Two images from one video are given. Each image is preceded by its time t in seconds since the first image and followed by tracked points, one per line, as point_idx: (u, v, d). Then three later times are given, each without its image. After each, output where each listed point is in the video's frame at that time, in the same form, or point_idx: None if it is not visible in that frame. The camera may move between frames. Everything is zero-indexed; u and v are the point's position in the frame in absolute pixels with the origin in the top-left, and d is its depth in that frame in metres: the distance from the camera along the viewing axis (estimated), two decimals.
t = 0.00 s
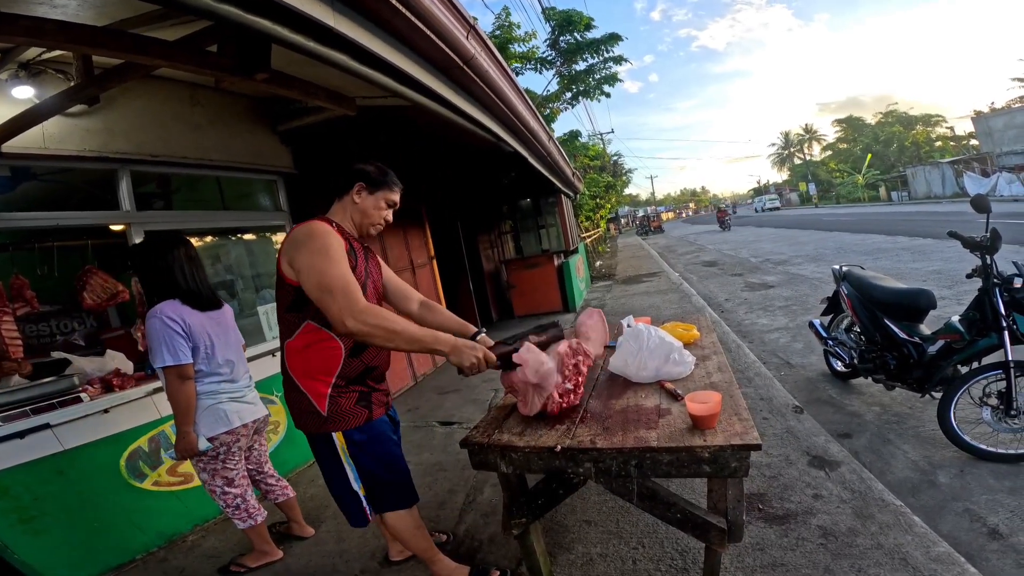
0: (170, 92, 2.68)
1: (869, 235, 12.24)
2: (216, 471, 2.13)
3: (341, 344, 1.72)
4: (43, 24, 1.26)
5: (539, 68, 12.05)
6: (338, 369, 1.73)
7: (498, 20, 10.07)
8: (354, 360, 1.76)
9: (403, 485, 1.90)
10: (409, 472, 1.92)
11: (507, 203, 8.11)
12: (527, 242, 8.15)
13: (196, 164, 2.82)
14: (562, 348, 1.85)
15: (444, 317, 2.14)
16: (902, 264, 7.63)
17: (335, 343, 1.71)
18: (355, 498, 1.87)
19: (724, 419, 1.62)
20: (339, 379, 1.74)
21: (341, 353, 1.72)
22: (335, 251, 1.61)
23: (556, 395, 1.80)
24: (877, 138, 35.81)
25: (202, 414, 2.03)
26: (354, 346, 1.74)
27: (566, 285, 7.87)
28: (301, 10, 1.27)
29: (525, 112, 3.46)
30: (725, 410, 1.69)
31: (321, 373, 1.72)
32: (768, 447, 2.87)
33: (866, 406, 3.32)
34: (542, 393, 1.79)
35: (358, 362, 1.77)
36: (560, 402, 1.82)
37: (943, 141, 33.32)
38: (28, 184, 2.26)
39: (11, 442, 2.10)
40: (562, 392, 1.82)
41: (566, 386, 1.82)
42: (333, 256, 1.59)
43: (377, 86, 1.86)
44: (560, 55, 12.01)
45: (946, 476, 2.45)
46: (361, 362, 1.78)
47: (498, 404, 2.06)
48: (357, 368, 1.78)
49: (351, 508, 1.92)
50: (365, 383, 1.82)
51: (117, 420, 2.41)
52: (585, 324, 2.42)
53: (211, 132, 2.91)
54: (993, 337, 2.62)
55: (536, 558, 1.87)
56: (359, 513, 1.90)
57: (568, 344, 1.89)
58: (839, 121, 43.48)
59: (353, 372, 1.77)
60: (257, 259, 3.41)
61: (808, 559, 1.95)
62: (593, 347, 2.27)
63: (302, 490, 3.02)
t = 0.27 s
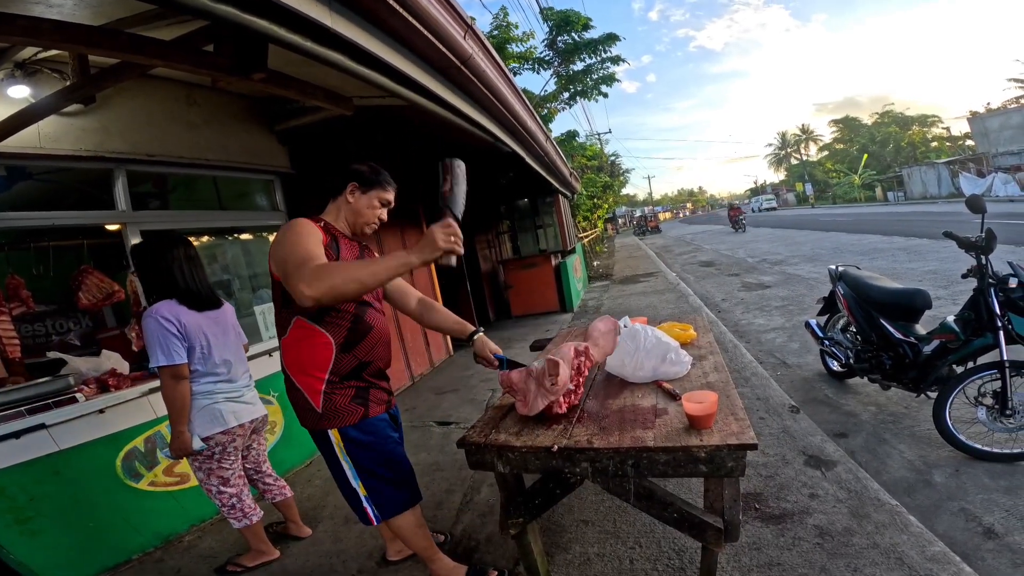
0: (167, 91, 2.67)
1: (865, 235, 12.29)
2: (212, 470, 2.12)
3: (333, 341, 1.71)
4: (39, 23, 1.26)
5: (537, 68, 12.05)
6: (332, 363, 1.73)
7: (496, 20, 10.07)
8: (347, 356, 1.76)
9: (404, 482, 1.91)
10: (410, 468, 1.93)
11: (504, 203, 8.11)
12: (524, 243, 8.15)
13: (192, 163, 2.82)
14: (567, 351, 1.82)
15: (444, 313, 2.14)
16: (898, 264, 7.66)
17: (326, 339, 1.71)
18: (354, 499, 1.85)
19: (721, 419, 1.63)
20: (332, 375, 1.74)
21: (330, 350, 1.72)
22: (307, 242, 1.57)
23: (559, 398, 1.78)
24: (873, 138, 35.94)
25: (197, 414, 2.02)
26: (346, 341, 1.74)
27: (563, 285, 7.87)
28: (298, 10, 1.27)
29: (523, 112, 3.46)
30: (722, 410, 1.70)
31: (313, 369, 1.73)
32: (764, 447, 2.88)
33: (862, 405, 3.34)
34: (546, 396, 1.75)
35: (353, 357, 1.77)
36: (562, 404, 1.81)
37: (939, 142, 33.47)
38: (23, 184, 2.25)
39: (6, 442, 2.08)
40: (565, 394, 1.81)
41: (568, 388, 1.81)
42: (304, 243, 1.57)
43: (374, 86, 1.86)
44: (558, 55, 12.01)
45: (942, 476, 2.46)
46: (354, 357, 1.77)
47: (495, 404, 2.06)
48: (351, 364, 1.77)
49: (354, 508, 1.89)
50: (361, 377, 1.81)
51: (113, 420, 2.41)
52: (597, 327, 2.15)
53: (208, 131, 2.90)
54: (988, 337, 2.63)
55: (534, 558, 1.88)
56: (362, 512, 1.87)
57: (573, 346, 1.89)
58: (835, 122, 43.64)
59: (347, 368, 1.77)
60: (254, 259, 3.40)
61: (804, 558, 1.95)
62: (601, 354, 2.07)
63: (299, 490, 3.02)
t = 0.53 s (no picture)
0: (166, 90, 2.67)
1: (863, 235, 12.32)
2: (208, 469, 2.12)
3: (334, 336, 1.72)
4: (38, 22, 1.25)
5: (537, 68, 12.05)
6: (332, 361, 1.74)
7: (496, 20, 10.07)
8: (348, 355, 1.76)
9: (395, 483, 1.90)
10: (404, 468, 1.93)
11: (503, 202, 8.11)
12: (523, 242, 8.15)
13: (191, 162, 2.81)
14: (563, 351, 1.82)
15: (444, 313, 2.15)
16: (896, 264, 7.68)
17: (328, 335, 1.71)
18: (348, 498, 1.85)
19: (719, 419, 1.63)
20: (331, 374, 1.75)
21: (333, 348, 1.73)
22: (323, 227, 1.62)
23: (555, 397, 1.78)
24: (872, 139, 35.99)
25: (191, 414, 2.03)
26: (349, 340, 1.75)
27: (562, 285, 7.88)
28: (298, 9, 1.27)
29: (522, 112, 3.46)
30: (720, 409, 1.70)
31: (313, 367, 1.73)
32: (762, 447, 2.88)
33: (860, 405, 3.34)
34: (542, 396, 1.76)
35: (352, 357, 1.77)
36: (559, 404, 1.81)
37: (938, 143, 33.54)
38: (21, 183, 2.25)
39: (4, 441, 2.08)
40: (561, 393, 1.81)
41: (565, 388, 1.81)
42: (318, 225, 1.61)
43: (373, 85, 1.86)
44: (558, 54, 12.01)
45: (939, 476, 2.47)
46: (353, 356, 1.77)
47: (493, 403, 2.06)
48: (350, 363, 1.77)
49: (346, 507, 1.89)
50: (359, 378, 1.82)
51: (111, 419, 2.41)
52: (597, 329, 2.09)
53: (207, 130, 2.89)
54: (986, 337, 2.64)
55: (532, 557, 1.88)
56: (353, 511, 1.88)
57: (570, 345, 1.88)
58: (834, 122, 43.69)
59: (346, 368, 1.77)
60: (252, 258, 3.40)
61: (802, 558, 1.96)
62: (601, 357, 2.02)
63: (298, 489, 3.02)
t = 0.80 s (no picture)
0: (166, 87, 2.67)
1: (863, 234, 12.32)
2: (204, 468, 2.14)
3: (336, 338, 1.72)
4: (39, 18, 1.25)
5: (537, 65, 12.02)
6: (331, 360, 1.74)
7: (497, 17, 10.05)
8: (347, 352, 1.77)
9: (395, 472, 1.89)
10: (404, 462, 1.92)
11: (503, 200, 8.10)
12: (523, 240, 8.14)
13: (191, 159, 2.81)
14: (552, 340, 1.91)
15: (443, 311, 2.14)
16: (896, 263, 7.68)
17: (328, 333, 1.71)
18: (347, 491, 1.90)
19: (718, 416, 1.64)
20: (330, 371, 1.75)
21: (333, 345, 1.73)
22: (338, 249, 1.61)
23: (545, 386, 1.81)
24: (873, 138, 35.96)
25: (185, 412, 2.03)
26: (348, 339, 1.75)
27: (562, 283, 7.88)
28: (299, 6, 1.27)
29: (523, 110, 3.46)
30: (719, 407, 1.71)
31: (313, 364, 1.74)
32: (761, 445, 2.89)
33: (859, 404, 3.35)
34: (532, 383, 1.81)
35: (351, 355, 1.78)
36: (552, 395, 1.83)
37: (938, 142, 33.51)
38: (22, 180, 2.25)
39: (4, 437, 2.08)
40: (553, 384, 1.83)
41: (556, 378, 1.83)
42: (335, 250, 1.60)
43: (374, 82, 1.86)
44: (558, 52, 11.98)
45: (937, 475, 2.48)
46: (352, 353, 1.78)
47: (493, 400, 2.06)
48: (350, 361, 1.78)
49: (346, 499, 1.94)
50: (358, 374, 1.82)
51: (111, 416, 2.41)
52: (590, 324, 2.26)
53: (207, 127, 2.89)
54: (985, 336, 2.65)
55: (531, 554, 1.88)
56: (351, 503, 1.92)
57: (562, 337, 1.95)
58: (835, 121, 43.64)
59: (347, 364, 1.78)
60: (252, 255, 3.40)
61: (799, 556, 1.96)
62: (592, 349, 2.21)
63: (297, 486, 3.03)
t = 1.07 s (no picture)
0: (166, 87, 2.67)
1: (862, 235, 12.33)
2: (199, 470, 2.13)
3: (327, 333, 1.72)
4: (38, 19, 1.25)
5: (537, 66, 12.03)
6: (326, 358, 1.74)
7: (496, 17, 10.05)
8: (343, 350, 1.77)
9: (397, 469, 1.89)
10: (406, 462, 1.92)
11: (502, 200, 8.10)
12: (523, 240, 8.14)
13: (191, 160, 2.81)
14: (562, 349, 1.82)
15: (441, 310, 2.13)
16: (895, 263, 7.69)
17: (321, 331, 1.72)
18: (347, 492, 1.86)
19: (717, 417, 1.64)
20: (326, 368, 1.75)
21: (325, 342, 1.73)
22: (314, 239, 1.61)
23: (553, 394, 1.79)
24: (872, 138, 36.00)
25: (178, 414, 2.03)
26: (340, 337, 1.74)
27: (561, 283, 7.88)
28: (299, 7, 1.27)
29: (522, 110, 3.46)
30: (719, 407, 1.71)
31: (309, 362, 1.74)
32: (760, 445, 2.89)
33: (858, 404, 3.35)
34: (539, 393, 1.78)
35: (346, 352, 1.77)
36: (556, 400, 1.82)
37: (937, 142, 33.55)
38: (20, 180, 2.26)
39: (3, 438, 2.08)
40: (559, 391, 1.82)
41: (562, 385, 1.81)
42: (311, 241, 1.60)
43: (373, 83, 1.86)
44: (558, 52, 11.99)
45: (936, 475, 2.48)
46: (349, 351, 1.78)
47: (492, 401, 2.06)
48: (346, 358, 1.78)
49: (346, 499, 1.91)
50: (356, 371, 1.81)
51: (110, 416, 2.40)
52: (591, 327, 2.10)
53: (206, 127, 2.89)
54: (983, 336, 2.65)
55: (531, 554, 1.88)
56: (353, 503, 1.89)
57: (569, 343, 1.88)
58: (834, 121, 43.68)
59: (343, 362, 1.78)
60: (252, 255, 3.40)
61: (799, 556, 1.97)
62: (598, 352, 2.03)
63: (297, 486, 3.02)
